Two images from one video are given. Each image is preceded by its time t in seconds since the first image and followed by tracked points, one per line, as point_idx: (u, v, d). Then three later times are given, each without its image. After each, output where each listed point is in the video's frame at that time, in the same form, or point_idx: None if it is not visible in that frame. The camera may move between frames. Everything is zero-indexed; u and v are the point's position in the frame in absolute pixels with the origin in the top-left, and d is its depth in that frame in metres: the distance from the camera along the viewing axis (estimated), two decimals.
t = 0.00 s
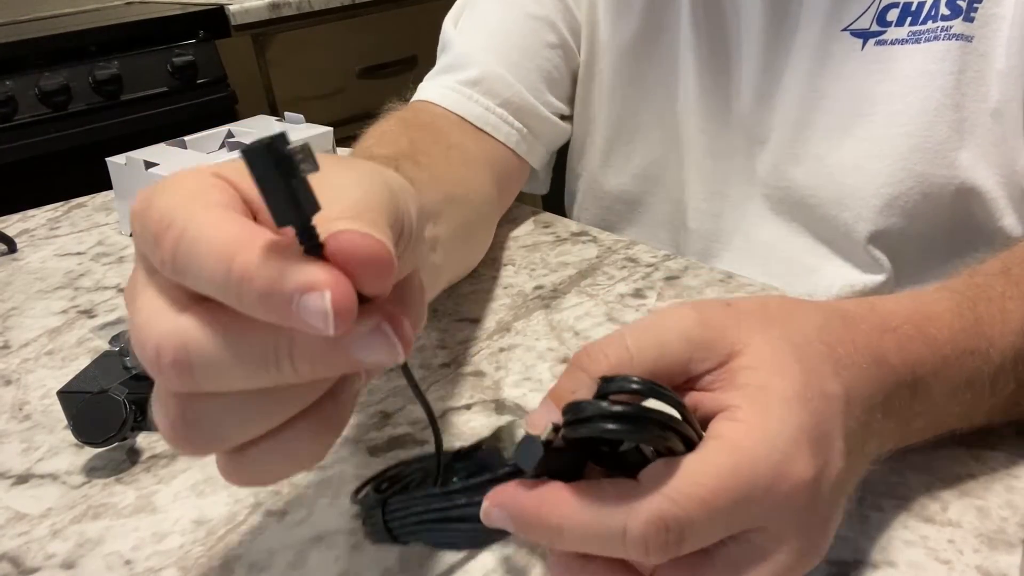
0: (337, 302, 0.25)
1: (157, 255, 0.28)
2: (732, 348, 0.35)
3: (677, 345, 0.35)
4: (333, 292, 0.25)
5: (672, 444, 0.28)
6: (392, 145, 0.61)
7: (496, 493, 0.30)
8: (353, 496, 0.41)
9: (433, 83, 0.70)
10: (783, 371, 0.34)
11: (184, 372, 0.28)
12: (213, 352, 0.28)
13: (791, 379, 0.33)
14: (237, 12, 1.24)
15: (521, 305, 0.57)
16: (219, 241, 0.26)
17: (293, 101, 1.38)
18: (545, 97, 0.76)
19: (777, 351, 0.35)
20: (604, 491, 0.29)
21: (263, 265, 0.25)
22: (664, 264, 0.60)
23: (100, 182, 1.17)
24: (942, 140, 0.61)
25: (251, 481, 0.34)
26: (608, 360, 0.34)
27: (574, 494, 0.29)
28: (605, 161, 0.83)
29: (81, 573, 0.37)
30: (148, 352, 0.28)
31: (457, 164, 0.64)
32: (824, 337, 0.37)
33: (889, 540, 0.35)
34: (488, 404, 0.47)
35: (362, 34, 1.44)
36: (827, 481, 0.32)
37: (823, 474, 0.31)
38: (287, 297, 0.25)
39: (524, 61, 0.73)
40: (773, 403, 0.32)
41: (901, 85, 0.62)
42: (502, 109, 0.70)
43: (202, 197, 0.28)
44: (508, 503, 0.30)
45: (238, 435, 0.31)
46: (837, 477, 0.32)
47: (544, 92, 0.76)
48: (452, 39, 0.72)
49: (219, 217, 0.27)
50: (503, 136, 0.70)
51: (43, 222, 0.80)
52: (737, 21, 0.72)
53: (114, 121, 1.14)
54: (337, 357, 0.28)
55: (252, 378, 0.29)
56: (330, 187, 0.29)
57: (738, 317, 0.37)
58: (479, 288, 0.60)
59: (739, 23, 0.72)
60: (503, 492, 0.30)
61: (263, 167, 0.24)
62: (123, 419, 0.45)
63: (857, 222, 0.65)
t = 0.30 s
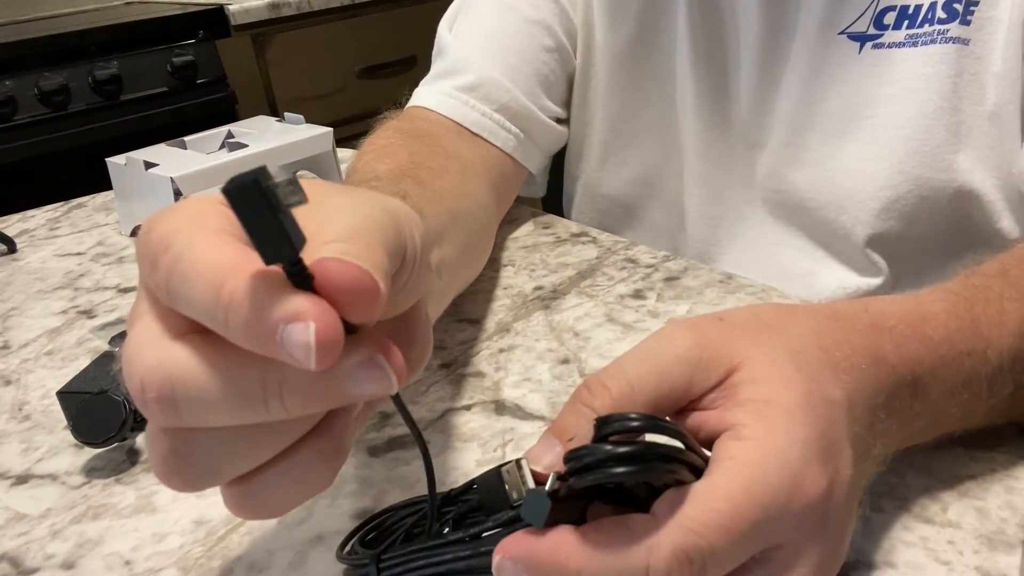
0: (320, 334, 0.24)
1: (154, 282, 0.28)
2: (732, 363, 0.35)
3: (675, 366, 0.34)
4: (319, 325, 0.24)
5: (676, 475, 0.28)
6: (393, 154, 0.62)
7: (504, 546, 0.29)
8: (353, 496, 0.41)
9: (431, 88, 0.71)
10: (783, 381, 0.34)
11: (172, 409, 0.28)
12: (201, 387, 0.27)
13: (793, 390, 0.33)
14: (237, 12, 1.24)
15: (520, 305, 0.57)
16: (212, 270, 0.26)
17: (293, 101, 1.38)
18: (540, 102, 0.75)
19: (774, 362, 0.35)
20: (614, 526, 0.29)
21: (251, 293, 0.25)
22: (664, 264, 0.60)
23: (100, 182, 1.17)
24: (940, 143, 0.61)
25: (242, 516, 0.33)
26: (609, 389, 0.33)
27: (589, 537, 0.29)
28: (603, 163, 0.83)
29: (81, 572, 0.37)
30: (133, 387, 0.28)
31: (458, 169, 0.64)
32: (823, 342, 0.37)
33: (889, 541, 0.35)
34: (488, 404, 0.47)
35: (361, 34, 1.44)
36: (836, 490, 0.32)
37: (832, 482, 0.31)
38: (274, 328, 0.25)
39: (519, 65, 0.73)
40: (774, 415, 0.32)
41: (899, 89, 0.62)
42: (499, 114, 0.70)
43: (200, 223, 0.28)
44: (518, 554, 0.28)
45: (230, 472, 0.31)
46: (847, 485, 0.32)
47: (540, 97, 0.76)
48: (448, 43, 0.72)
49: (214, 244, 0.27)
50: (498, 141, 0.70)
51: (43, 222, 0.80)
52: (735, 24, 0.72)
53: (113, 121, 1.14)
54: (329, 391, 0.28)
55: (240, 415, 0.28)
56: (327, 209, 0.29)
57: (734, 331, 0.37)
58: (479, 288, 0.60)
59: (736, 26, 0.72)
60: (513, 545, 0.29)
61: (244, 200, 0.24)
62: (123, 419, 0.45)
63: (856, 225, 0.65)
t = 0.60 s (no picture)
0: (346, 343, 0.25)
1: (171, 286, 0.28)
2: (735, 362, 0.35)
3: (678, 366, 0.35)
4: (344, 333, 0.25)
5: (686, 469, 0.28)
6: (396, 154, 0.62)
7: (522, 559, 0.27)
8: (353, 496, 0.41)
9: (429, 89, 0.71)
10: (787, 378, 0.34)
11: (188, 411, 0.28)
12: (219, 387, 0.28)
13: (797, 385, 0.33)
14: (237, 12, 1.24)
15: (520, 305, 0.57)
16: (229, 278, 0.26)
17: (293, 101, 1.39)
18: (539, 102, 0.75)
19: (779, 358, 0.35)
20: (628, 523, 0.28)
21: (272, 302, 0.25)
22: (664, 264, 0.60)
23: (100, 182, 1.16)
24: (936, 145, 0.61)
25: (253, 519, 0.33)
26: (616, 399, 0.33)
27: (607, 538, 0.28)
28: (603, 165, 0.83)
29: (81, 572, 0.37)
30: (149, 389, 0.28)
31: (459, 171, 0.64)
32: (828, 340, 0.37)
33: (889, 541, 0.35)
34: (488, 404, 0.47)
35: (361, 34, 1.44)
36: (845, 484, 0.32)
37: (839, 477, 0.31)
38: (298, 337, 0.25)
39: (517, 65, 0.73)
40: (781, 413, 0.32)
41: (895, 91, 0.62)
42: (498, 115, 0.70)
43: (216, 228, 0.28)
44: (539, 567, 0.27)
45: (244, 474, 0.31)
46: (853, 480, 0.32)
47: (539, 97, 0.76)
48: (446, 44, 0.72)
49: (232, 248, 0.27)
50: (497, 140, 0.70)
51: (43, 222, 0.80)
52: (732, 26, 0.72)
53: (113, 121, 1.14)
54: (344, 392, 0.28)
55: (257, 415, 0.29)
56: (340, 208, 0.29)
57: (733, 331, 0.37)
58: (479, 288, 0.60)
59: (733, 29, 0.72)
60: (532, 556, 0.27)
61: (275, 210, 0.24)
62: (123, 419, 0.45)
63: (852, 226, 0.65)
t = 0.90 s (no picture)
0: (354, 356, 0.25)
1: (178, 297, 0.28)
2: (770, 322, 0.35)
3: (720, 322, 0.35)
4: (352, 346, 0.25)
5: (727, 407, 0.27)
6: (396, 158, 0.62)
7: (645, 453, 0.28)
8: (353, 497, 0.41)
9: (429, 89, 0.71)
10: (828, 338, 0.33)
11: (193, 421, 0.28)
12: (225, 398, 0.28)
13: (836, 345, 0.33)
14: (237, 12, 1.23)
15: (520, 305, 0.57)
16: (237, 290, 0.26)
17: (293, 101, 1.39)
18: (538, 103, 0.75)
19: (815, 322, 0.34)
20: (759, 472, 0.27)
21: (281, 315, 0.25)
22: (664, 265, 0.60)
23: (100, 182, 1.16)
24: (935, 146, 0.60)
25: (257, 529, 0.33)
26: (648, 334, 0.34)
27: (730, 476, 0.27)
28: (603, 166, 0.83)
29: (81, 573, 0.37)
30: (156, 398, 0.28)
31: (459, 173, 0.64)
32: (854, 318, 0.37)
33: (889, 541, 0.35)
34: (488, 404, 0.47)
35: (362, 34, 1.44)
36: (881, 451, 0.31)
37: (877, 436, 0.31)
38: (305, 349, 0.25)
39: (517, 65, 0.73)
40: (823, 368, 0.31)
41: (895, 92, 0.62)
42: (497, 115, 0.70)
43: (225, 239, 0.28)
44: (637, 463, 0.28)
45: (249, 485, 0.31)
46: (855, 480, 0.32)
47: (538, 98, 0.76)
48: (445, 44, 0.72)
49: (240, 261, 0.27)
50: (496, 141, 0.70)
51: (43, 222, 0.80)
52: (733, 25, 0.72)
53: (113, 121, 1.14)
54: (347, 405, 0.28)
55: (262, 426, 0.29)
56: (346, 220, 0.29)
57: (768, 296, 0.37)
58: (479, 288, 0.60)
59: (733, 29, 0.72)
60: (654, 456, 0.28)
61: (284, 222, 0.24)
62: (123, 419, 0.45)
63: (853, 227, 0.65)
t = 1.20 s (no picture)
0: (354, 355, 0.25)
1: (179, 303, 0.29)
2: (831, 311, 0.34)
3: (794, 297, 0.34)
4: (351, 343, 0.25)
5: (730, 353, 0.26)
6: (396, 158, 0.62)
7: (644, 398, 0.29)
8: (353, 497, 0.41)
9: (428, 90, 0.71)
10: (871, 342, 0.32)
11: (196, 428, 0.28)
12: (228, 404, 0.28)
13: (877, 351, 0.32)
14: (237, 12, 1.23)
15: (520, 305, 0.57)
16: (237, 293, 0.26)
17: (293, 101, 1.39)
18: (538, 103, 0.75)
19: (861, 322, 0.33)
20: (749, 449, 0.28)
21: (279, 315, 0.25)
22: (664, 265, 0.60)
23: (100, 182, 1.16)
24: (934, 146, 0.60)
25: (262, 531, 0.33)
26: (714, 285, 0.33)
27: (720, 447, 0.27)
28: (603, 166, 0.83)
29: (80, 573, 0.37)
30: (160, 405, 0.28)
31: (459, 173, 0.64)
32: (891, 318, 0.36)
33: (889, 541, 0.35)
34: (488, 404, 0.47)
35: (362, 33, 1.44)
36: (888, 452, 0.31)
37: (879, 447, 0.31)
38: (304, 348, 0.25)
39: (516, 65, 0.73)
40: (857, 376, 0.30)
41: (894, 92, 0.62)
42: (497, 116, 0.70)
43: (224, 242, 0.29)
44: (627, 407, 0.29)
45: (255, 489, 0.31)
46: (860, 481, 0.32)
47: (538, 98, 0.76)
48: (445, 44, 0.72)
49: (238, 265, 0.27)
50: (496, 141, 0.70)
51: (43, 222, 0.80)
52: (734, 25, 0.72)
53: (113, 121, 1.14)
54: (348, 410, 0.28)
55: (265, 431, 0.29)
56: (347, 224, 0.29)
57: (836, 280, 0.36)
58: (479, 288, 0.60)
59: (734, 30, 0.72)
60: (652, 405, 0.29)
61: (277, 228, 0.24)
62: (123, 419, 0.45)
63: (853, 227, 0.65)
